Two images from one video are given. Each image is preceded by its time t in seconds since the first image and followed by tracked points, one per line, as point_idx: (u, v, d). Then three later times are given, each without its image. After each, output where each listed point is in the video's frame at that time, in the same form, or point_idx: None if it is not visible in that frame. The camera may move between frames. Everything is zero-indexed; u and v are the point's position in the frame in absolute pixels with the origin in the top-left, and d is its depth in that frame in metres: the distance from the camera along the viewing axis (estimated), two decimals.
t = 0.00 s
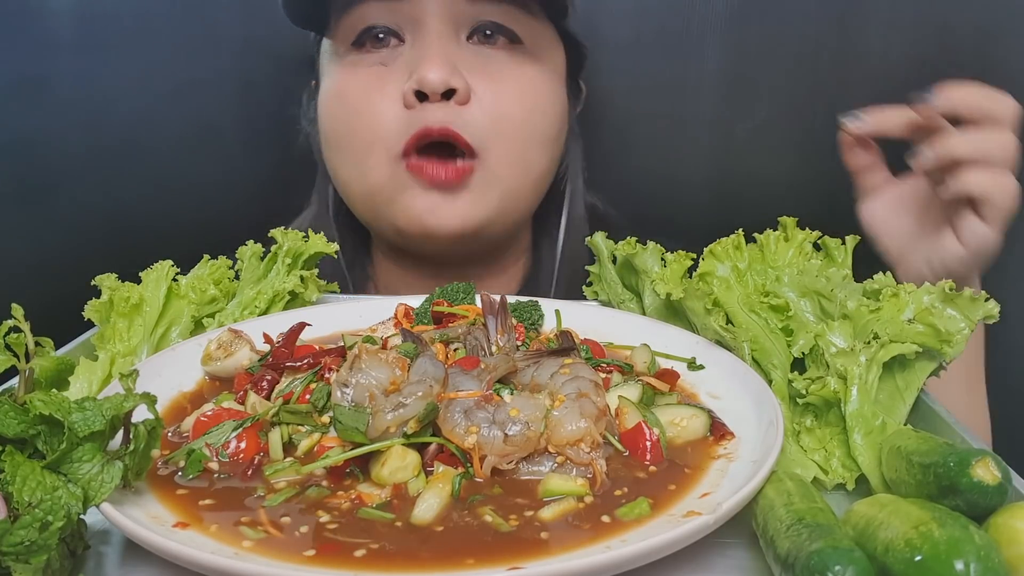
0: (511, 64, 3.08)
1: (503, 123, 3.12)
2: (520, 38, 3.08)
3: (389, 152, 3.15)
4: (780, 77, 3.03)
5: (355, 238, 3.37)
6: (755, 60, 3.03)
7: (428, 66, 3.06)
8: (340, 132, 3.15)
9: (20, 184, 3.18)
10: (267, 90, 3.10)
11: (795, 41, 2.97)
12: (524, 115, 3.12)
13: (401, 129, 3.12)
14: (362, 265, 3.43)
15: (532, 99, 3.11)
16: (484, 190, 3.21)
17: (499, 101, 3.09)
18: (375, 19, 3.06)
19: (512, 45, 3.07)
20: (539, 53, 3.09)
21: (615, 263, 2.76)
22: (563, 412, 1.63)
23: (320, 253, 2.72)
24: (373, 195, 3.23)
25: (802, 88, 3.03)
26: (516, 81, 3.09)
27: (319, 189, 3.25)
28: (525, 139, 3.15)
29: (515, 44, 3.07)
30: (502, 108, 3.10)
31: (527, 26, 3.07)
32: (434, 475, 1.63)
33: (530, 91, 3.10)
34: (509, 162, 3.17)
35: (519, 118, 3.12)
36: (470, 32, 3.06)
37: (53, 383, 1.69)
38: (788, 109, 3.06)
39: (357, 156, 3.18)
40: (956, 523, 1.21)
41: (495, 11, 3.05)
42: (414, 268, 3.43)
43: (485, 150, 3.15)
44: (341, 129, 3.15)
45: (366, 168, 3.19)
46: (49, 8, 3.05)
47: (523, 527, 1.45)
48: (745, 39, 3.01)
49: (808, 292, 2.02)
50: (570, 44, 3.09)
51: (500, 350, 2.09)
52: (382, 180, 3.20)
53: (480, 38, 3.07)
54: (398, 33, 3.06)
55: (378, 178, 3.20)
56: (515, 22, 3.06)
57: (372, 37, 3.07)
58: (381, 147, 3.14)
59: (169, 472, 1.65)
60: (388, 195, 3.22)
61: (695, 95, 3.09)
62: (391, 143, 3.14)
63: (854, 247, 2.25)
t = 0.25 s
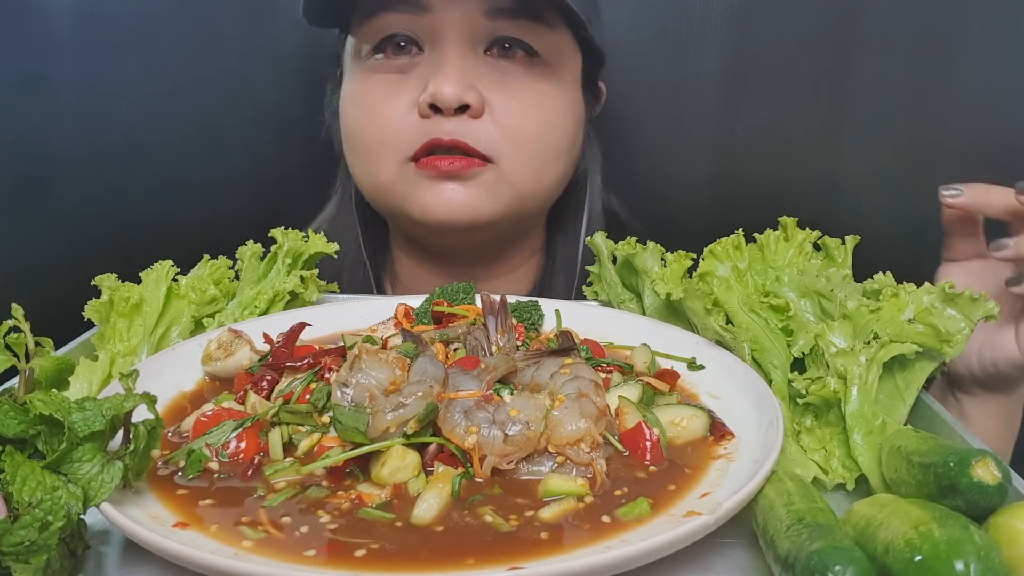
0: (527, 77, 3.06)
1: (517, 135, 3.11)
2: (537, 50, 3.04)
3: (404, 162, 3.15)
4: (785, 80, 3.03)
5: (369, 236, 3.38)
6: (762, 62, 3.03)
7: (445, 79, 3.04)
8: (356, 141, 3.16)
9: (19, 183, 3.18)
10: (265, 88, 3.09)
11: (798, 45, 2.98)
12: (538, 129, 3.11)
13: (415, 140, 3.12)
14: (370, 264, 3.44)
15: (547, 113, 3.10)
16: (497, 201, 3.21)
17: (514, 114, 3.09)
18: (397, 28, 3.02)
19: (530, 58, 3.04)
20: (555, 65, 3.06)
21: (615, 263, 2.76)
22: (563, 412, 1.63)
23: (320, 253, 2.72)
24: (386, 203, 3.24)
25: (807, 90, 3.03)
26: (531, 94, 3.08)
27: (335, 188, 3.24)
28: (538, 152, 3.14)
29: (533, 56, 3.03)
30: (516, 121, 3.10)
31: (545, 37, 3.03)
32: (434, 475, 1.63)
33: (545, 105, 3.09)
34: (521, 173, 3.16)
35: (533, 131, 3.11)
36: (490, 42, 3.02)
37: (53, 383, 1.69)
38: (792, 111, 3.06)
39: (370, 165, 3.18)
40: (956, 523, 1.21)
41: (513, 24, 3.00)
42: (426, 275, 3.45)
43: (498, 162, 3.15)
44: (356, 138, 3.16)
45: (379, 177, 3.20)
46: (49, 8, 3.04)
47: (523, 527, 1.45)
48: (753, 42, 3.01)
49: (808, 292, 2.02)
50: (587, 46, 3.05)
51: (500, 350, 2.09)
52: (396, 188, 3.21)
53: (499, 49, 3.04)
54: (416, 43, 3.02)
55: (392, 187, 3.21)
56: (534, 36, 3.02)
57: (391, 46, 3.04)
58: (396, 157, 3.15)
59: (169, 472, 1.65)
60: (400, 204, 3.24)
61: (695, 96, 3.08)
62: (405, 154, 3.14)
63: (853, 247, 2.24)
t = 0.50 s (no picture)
0: (535, 86, 3.02)
1: (523, 143, 3.07)
2: (547, 59, 3.00)
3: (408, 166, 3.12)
4: (790, 82, 3.03)
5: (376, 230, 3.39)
6: (767, 65, 3.03)
7: (453, 85, 2.99)
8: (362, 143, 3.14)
9: (20, 183, 3.18)
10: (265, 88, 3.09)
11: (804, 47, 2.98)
12: (544, 137, 3.07)
13: (420, 146, 3.07)
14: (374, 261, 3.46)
15: (552, 121, 3.07)
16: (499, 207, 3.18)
17: (520, 121, 3.04)
18: (409, 28, 2.97)
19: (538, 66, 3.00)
20: (563, 74, 3.03)
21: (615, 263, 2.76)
22: (563, 412, 1.63)
23: (320, 253, 2.72)
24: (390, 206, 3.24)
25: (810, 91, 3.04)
26: (538, 102, 3.04)
27: (341, 184, 3.25)
28: (541, 160, 3.11)
29: (541, 65, 2.99)
30: (523, 129, 3.05)
31: (554, 47, 2.98)
32: (434, 475, 1.63)
33: (551, 115, 3.06)
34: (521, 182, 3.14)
35: (538, 139, 3.07)
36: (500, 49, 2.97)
37: (53, 383, 1.69)
38: (794, 113, 3.06)
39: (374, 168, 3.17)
40: (956, 523, 1.21)
41: (524, 33, 2.95)
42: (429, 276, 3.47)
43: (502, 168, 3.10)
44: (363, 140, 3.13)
45: (383, 180, 3.18)
46: (49, 8, 3.05)
47: (523, 527, 1.45)
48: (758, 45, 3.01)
49: (808, 292, 2.02)
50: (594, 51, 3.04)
51: (500, 350, 2.09)
52: (399, 192, 3.19)
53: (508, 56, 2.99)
54: (428, 48, 2.98)
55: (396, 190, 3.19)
56: (544, 45, 2.97)
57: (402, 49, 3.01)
58: (400, 161, 3.12)
59: (169, 472, 1.65)
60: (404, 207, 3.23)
61: (695, 96, 3.08)
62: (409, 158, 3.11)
63: (853, 247, 2.24)
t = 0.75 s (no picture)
0: (538, 87, 3.02)
1: (524, 143, 3.06)
2: (549, 62, 3.02)
3: (409, 162, 3.10)
4: (791, 83, 3.03)
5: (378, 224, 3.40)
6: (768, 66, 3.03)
7: (459, 83, 2.97)
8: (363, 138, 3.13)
9: (19, 183, 3.17)
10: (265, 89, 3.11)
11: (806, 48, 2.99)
12: (545, 137, 3.07)
13: (421, 143, 3.06)
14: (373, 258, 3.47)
15: (554, 122, 3.07)
16: (498, 204, 3.17)
17: (523, 120, 3.04)
18: (416, 29, 2.97)
19: (540, 70, 3.02)
20: (565, 77, 3.04)
21: (615, 263, 2.76)
22: (564, 412, 1.64)
23: (320, 253, 2.72)
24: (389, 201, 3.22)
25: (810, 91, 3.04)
26: (541, 102, 3.04)
27: (341, 181, 3.27)
28: (541, 161, 3.10)
29: (544, 66, 3.01)
30: (525, 128, 3.05)
31: (558, 52, 3.01)
32: (434, 475, 1.64)
33: (553, 117, 3.06)
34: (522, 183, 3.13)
35: (539, 139, 3.07)
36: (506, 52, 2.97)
37: (53, 383, 1.69)
38: (793, 113, 3.07)
39: (373, 164, 3.15)
40: (956, 523, 1.22)
41: (529, 37, 2.96)
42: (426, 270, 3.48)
43: (502, 166, 3.09)
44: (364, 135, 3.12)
45: (382, 175, 3.17)
46: (49, 9, 3.04)
47: (523, 527, 1.45)
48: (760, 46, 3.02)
49: (808, 292, 2.02)
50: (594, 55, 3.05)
51: (500, 350, 2.09)
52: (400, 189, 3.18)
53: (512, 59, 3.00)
54: (434, 48, 2.98)
55: (395, 185, 3.17)
56: (546, 50, 2.99)
57: (409, 47, 3.00)
58: (401, 157, 3.10)
59: (169, 472, 1.65)
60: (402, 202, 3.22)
61: (695, 97, 3.08)
62: (410, 154, 3.09)
63: (853, 247, 2.24)
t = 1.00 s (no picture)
0: (535, 87, 2.93)
1: (522, 142, 2.96)
2: (546, 63, 2.93)
3: (406, 162, 3.01)
4: (792, 85, 3.03)
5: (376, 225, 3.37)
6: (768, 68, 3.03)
7: (456, 80, 2.85)
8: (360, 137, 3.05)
9: (20, 183, 3.18)
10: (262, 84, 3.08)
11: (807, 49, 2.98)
12: (543, 138, 2.98)
13: (417, 143, 2.96)
14: (372, 258, 3.44)
15: (552, 122, 2.97)
16: (495, 207, 3.09)
17: (520, 120, 2.93)
18: (414, 28, 2.87)
19: (537, 71, 2.93)
20: (561, 78, 2.96)
21: (615, 263, 2.76)
22: (563, 412, 1.64)
23: (320, 253, 2.72)
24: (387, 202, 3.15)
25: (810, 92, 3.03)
26: (538, 102, 2.94)
27: (340, 181, 3.24)
28: (538, 162, 3.02)
29: (541, 66, 2.92)
30: (523, 128, 2.94)
31: (554, 53, 2.92)
32: (434, 475, 1.64)
33: (549, 117, 2.97)
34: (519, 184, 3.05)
35: (537, 140, 2.98)
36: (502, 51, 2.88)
37: (53, 383, 1.69)
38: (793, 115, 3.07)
39: (370, 163, 3.07)
40: (956, 523, 1.22)
41: (525, 36, 2.86)
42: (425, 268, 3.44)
43: (500, 167, 3.00)
44: (361, 134, 3.03)
45: (380, 175, 3.08)
46: (48, 9, 3.04)
47: (523, 527, 1.45)
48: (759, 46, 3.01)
49: (808, 292, 2.02)
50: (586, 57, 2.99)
51: (500, 350, 2.09)
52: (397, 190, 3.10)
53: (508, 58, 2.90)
54: (431, 46, 2.88)
55: (392, 185, 3.09)
56: (543, 52, 2.90)
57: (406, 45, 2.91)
58: (398, 156, 3.00)
59: (169, 472, 1.65)
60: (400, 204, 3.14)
61: (695, 97, 3.08)
62: (406, 155, 3.00)
63: (853, 247, 2.25)
